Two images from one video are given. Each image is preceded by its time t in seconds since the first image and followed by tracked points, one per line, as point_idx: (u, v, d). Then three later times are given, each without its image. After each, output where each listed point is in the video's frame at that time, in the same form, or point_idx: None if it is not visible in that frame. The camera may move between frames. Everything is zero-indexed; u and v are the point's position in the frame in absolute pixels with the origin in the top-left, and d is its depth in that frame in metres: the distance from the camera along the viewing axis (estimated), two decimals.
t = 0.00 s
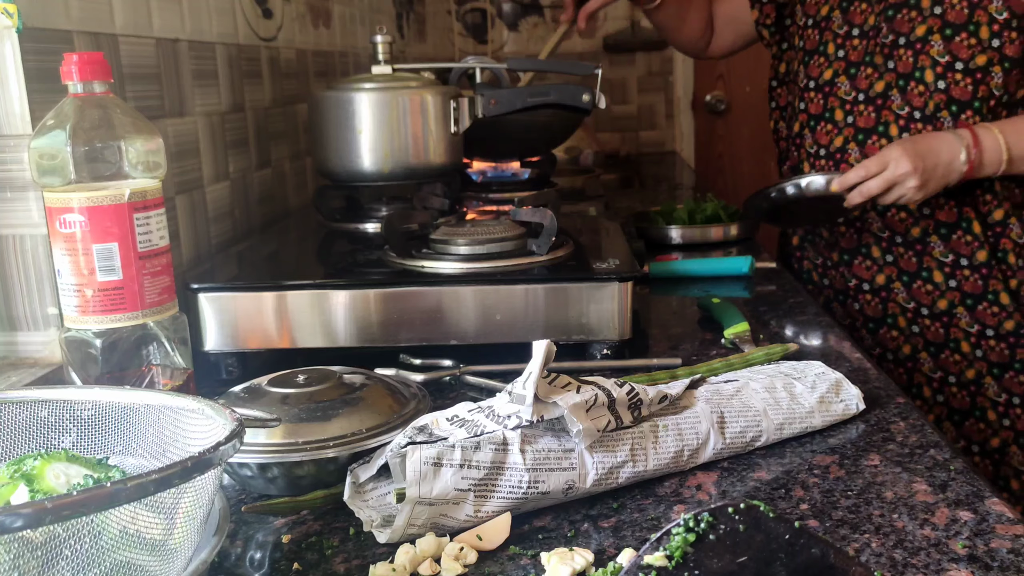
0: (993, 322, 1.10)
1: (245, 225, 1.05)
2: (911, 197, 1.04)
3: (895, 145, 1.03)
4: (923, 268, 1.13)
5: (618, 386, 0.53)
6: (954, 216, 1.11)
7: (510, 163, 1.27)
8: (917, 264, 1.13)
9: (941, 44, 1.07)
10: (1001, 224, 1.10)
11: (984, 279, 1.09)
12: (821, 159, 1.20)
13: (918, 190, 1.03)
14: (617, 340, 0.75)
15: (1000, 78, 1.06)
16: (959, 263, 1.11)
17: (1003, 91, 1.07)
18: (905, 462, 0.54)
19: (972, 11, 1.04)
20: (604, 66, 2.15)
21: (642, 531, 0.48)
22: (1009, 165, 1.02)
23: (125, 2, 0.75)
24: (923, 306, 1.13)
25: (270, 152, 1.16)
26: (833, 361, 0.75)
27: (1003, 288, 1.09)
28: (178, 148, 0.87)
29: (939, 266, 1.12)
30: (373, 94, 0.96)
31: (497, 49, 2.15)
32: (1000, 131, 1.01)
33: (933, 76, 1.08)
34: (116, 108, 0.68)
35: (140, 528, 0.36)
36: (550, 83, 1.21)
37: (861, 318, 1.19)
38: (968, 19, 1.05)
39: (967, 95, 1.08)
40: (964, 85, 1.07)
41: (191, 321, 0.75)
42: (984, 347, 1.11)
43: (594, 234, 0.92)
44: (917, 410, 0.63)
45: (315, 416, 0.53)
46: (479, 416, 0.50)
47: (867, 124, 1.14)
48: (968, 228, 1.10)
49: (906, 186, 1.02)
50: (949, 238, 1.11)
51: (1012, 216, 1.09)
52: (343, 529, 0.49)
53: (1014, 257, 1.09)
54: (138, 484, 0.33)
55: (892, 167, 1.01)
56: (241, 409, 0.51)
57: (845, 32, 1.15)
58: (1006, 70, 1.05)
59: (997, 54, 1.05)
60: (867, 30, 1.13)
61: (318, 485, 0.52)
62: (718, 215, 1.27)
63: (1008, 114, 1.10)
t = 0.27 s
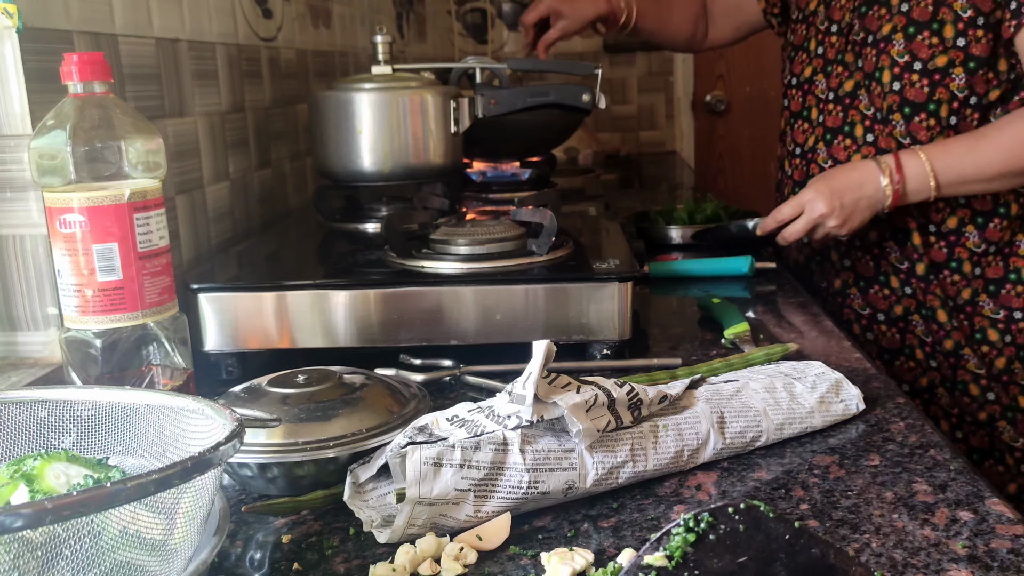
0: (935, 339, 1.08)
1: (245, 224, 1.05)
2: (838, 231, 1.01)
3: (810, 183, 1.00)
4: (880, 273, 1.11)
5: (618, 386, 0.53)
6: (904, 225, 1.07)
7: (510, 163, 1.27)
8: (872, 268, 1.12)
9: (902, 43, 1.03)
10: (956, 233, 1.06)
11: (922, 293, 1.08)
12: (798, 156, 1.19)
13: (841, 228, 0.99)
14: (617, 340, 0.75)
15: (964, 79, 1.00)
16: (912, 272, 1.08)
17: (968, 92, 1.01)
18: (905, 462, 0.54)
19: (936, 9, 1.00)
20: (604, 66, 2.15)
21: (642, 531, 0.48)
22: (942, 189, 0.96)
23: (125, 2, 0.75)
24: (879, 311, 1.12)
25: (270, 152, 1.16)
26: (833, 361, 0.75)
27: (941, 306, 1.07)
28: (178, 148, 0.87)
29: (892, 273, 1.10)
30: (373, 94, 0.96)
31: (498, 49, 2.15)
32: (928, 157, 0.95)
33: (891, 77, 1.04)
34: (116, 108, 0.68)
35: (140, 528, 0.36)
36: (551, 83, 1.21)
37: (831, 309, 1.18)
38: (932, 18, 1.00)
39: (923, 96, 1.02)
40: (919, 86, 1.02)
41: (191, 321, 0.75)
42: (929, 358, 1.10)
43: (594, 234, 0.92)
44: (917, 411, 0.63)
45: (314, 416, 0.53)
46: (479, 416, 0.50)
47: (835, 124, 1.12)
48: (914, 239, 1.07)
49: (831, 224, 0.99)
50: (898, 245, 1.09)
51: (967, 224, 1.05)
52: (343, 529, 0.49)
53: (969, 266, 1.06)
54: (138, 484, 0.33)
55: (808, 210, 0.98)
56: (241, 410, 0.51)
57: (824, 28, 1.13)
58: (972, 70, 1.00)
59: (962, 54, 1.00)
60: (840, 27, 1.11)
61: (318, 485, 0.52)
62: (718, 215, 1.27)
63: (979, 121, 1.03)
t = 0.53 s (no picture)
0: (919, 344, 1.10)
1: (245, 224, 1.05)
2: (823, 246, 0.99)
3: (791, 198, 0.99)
4: (865, 277, 1.14)
5: (618, 386, 0.53)
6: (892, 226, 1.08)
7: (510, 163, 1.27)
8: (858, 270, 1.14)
9: (889, 39, 1.03)
10: (943, 237, 1.05)
11: (909, 297, 1.09)
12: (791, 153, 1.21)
13: (825, 242, 0.97)
14: (617, 340, 0.75)
15: (951, 77, 0.99)
16: (897, 276, 1.10)
17: (957, 90, 1.00)
18: (905, 462, 0.54)
19: (923, 4, 0.99)
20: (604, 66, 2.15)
21: (642, 531, 0.48)
22: (927, 197, 0.94)
23: (125, 2, 0.75)
24: (862, 315, 1.16)
25: (270, 152, 1.16)
26: (833, 361, 0.75)
27: (928, 310, 1.08)
28: (178, 148, 0.87)
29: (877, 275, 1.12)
30: (373, 94, 0.96)
31: (498, 49, 2.15)
32: (909, 165, 0.94)
33: (876, 73, 1.05)
34: (117, 108, 0.68)
35: (139, 528, 0.36)
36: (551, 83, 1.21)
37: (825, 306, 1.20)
38: (919, 13, 1.00)
39: (908, 94, 1.03)
40: (903, 83, 1.03)
41: (191, 321, 0.75)
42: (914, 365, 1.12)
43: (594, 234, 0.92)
44: (917, 411, 0.63)
45: (314, 416, 0.53)
46: (479, 416, 0.50)
47: (825, 121, 1.14)
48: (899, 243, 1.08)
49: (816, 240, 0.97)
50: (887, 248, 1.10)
51: (954, 228, 1.05)
52: (343, 529, 0.49)
53: (956, 271, 1.06)
54: (138, 484, 0.33)
55: (791, 226, 0.96)
56: (241, 410, 0.51)
57: (821, 23, 1.15)
58: (959, 66, 0.99)
59: (949, 50, 0.99)
60: (834, 22, 1.12)
61: (318, 485, 0.52)
62: (718, 215, 1.27)
63: (970, 118, 1.01)
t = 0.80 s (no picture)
0: (905, 352, 1.11)
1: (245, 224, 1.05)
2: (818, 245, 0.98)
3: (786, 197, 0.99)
4: (853, 282, 1.16)
5: (618, 386, 0.53)
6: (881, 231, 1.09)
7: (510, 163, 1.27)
8: (846, 275, 1.16)
9: (881, 40, 1.03)
10: (936, 241, 1.06)
11: (897, 303, 1.10)
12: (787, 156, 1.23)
13: (821, 240, 0.97)
14: (617, 340, 0.75)
15: (942, 78, 0.99)
16: (882, 283, 1.11)
17: (949, 91, 1.00)
18: (905, 462, 0.54)
19: (915, 4, 0.99)
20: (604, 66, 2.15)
21: (642, 531, 0.48)
22: (922, 196, 0.94)
23: (125, 1, 0.75)
24: (851, 320, 1.18)
25: (270, 152, 1.16)
26: (833, 361, 0.75)
27: (915, 316, 1.09)
28: (178, 148, 0.87)
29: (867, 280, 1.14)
30: (373, 94, 0.96)
31: (497, 49, 2.15)
32: (904, 163, 0.94)
33: (867, 74, 1.05)
34: (117, 108, 0.68)
35: (139, 528, 0.36)
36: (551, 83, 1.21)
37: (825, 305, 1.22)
38: (911, 13, 1.00)
39: (898, 96, 1.03)
40: (894, 85, 1.03)
41: (191, 321, 0.75)
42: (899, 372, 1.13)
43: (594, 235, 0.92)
44: (917, 411, 0.63)
45: (315, 416, 0.53)
46: (479, 416, 0.50)
47: (819, 123, 1.14)
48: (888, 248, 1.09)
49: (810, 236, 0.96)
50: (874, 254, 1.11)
51: (946, 232, 1.05)
52: (343, 529, 0.49)
53: (950, 275, 1.07)
54: (138, 484, 0.33)
55: (786, 225, 0.96)
56: (241, 410, 0.51)
57: (816, 23, 1.15)
58: (950, 67, 0.99)
59: (941, 50, 0.99)
60: (830, 23, 1.12)
61: (318, 485, 0.52)
62: (718, 215, 1.27)
63: (965, 120, 1.01)
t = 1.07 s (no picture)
0: (904, 355, 1.12)
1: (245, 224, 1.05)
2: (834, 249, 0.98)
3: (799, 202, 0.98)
4: (855, 284, 1.18)
5: (618, 386, 0.53)
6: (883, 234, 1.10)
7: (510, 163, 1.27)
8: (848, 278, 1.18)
9: (879, 41, 1.03)
10: (937, 242, 1.06)
11: (898, 305, 1.11)
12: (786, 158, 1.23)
13: (839, 244, 0.96)
14: (617, 340, 0.75)
15: (941, 79, 0.99)
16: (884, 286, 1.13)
17: (949, 92, 0.99)
18: (905, 462, 0.54)
19: (913, 6, 0.99)
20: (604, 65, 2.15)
21: (642, 531, 0.48)
22: (935, 198, 0.94)
23: (125, 1, 0.75)
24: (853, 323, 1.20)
25: (270, 152, 1.16)
26: (833, 361, 0.75)
27: (915, 320, 1.10)
28: (178, 148, 0.87)
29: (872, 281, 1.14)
30: (373, 94, 0.96)
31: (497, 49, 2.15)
32: (915, 165, 0.94)
33: (865, 76, 1.05)
34: (117, 108, 0.68)
35: (139, 528, 0.36)
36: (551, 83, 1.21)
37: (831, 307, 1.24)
38: (909, 15, 1.00)
39: (897, 98, 1.02)
40: (893, 87, 1.03)
41: (191, 321, 0.75)
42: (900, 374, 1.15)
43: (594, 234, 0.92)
44: (917, 411, 0.63)
45: (315, 416, 0.53)
46: (479, 416, 0.50)
47: (817, 125, 1.15)
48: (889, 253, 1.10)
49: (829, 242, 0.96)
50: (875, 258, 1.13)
51: (947, 233, 1.06)
52: (343, 529, 0.49)
53: (951, 276, 1.07)
54: (138, 484, 0.33)
55: (803, 230, 0.95)
56: (241, 410, 0.51)
57: (814, 25, 1.16)
58: (950, 68, 0.98)
59: (941, 51, 0.99)
60: (829, 26, 1.13)
61: (318, 485, 0.52)
62: (718, 215, 1.27)
63: (966, 121, 1.00)
